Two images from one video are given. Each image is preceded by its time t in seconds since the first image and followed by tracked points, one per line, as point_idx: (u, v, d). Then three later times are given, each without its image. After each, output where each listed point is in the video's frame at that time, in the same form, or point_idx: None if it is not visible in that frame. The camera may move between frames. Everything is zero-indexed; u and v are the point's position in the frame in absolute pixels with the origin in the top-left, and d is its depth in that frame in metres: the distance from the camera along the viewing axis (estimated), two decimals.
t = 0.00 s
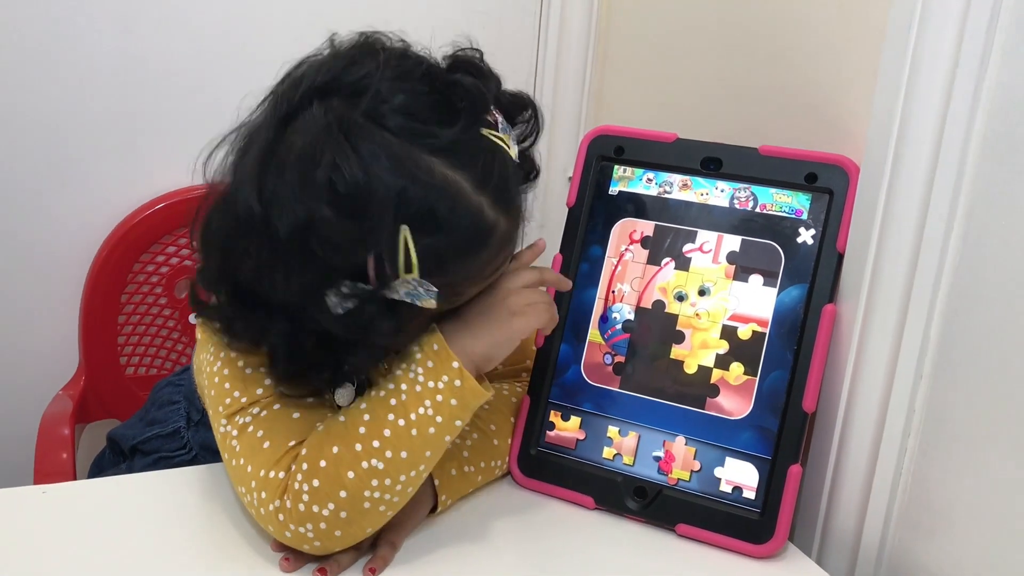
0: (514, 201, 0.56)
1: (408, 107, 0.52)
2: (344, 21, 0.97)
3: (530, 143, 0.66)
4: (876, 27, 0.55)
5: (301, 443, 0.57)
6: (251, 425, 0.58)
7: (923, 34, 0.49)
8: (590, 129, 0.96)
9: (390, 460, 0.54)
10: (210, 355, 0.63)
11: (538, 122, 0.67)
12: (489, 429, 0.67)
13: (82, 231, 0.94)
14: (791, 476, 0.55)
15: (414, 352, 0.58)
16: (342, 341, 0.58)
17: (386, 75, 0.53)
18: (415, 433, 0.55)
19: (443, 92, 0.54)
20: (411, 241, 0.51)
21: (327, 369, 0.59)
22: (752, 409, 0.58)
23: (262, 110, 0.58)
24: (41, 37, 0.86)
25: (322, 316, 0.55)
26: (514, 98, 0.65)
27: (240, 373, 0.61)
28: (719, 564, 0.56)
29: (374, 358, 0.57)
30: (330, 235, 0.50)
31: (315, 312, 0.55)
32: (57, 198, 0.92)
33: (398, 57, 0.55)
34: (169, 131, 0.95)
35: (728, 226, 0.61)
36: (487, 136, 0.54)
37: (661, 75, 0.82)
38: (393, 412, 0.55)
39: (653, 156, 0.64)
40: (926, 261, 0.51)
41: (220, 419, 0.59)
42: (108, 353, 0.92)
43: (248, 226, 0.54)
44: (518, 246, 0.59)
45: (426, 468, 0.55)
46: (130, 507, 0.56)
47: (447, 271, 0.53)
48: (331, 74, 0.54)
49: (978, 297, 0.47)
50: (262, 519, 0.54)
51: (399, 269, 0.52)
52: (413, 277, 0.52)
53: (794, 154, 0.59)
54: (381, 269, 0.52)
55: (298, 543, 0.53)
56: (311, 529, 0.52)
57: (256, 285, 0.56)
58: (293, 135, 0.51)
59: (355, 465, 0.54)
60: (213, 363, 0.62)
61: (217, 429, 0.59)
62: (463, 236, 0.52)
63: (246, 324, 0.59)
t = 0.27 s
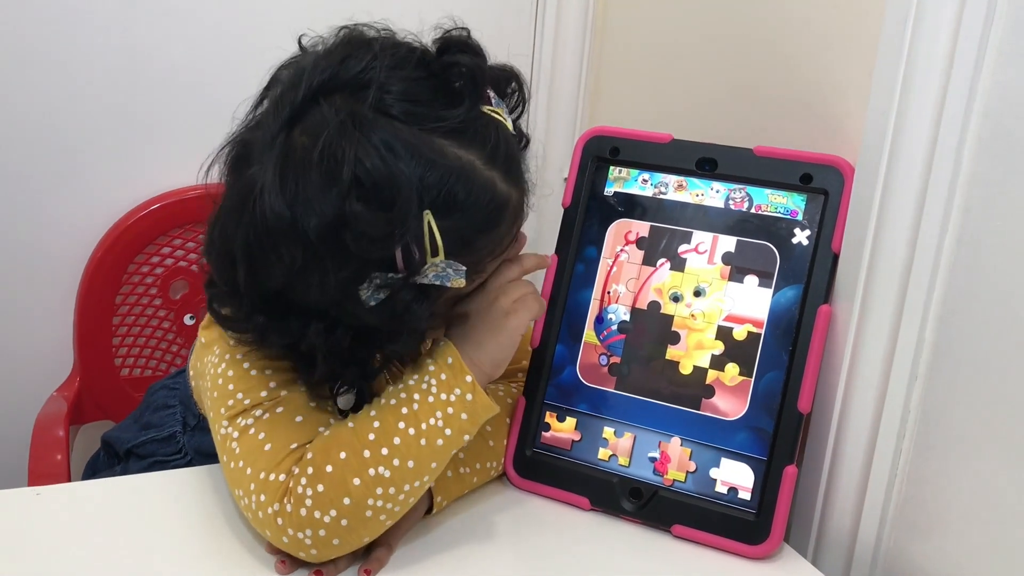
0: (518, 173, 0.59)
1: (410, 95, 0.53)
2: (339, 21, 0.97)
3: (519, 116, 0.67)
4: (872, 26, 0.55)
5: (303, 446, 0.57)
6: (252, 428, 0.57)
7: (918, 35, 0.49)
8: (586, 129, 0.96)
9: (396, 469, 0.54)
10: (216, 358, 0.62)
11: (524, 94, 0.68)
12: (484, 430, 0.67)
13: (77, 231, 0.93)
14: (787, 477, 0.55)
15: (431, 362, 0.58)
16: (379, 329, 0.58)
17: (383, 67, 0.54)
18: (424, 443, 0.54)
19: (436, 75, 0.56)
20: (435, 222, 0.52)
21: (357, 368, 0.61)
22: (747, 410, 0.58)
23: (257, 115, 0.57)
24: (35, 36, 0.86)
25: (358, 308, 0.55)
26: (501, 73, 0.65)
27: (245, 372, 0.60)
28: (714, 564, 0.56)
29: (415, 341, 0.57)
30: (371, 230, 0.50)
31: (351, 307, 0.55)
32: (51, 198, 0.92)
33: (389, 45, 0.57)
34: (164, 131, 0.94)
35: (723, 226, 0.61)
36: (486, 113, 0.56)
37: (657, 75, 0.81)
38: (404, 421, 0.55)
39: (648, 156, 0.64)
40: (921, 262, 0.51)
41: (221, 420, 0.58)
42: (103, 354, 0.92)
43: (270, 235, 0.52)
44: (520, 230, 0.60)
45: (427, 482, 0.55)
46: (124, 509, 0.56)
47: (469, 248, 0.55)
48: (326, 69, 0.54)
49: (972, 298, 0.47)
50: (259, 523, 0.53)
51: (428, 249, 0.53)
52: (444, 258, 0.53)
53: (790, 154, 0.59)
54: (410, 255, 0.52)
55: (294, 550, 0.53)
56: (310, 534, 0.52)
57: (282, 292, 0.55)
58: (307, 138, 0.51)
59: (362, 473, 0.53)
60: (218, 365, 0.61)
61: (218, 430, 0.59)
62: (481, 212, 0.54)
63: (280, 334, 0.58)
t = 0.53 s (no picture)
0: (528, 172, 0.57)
1: (424, 78, 0.53)
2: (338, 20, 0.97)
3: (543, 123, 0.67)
4: (873, 25, 0.55)
5: (289, 453, 0.54)
6: (240, 425, 0.55)
7: (918, 33, 0.49)
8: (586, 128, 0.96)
9: (388, 526, 0.51)
10: (215, 349, 0.60)
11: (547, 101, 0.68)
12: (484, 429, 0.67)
13: (76, 231, 0.93)
14: (787, 476, 0.55)
15: (466, 432, 0.56)
16: (362, 310, 0.57)
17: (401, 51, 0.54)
18: (426, 515, 0.52)
19: (455, 64, 0.55)
20: (429, 204, 0.52)
21: (344, 346, 0.58)
22: (748, 409, 0.58)
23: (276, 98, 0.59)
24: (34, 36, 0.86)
25: (343, 283, 0.55)
26: (526, 78, 0.65)
27: (241, 369, 0.57)
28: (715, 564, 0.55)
29: (397, 325, 0.57)
30: (355, 199, 0.50)
31: (336, 278, 0.55)
32: (51, 196, 0.91)
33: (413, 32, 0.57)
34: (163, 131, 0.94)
35: (724, 225, 0.61)
36: (500, 108, 0.55)
37: (658, 74, 0.81)
38: (417, 484, 0.52)
39: (649, 155, 0.64)
40: (923, 261, 0.51)
41: (211, 412, 0.56)
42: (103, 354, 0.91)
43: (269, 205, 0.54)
44: (527, 227, 0.59)
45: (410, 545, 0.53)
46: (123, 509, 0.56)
47: (465, 236, 0.53)
48: (343, 52, 0.55)
49: (973, 297, 0.47)
50: (230, 518, 0.52)
51: (420, 231, 0.52)
52: (436, 242, 0.52)
53: (790, 152, 0.59)
54: (400, 231, 0.52)
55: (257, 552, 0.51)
56: (281, 540, 0.50)
57: (280, 260, 0.57)
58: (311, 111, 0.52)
59: (357, 511, 0.51)
60: (216, 357, 0.59)
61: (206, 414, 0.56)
62: (480, 198, 0.53)
63: (271, 302, 0.58)
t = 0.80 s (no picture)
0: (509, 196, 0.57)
1: (414, 89, 0.53)
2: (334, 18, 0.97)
3: (546, 149, 0.70)
4: (869, 25, 0.55)
5: (323, 439, 0.56)
6: (263, 410, 0.56)
7: (914, 33, 0.49)
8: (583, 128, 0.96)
9: (420, 530, 0.52)
10: (215, 345, 0.61)
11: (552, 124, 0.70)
12: (481, 429, 0.67)
13: (72, 231, 0.93)
14: (783, 476, 0.55)
15: (512, 462, 0.57)
16: (311, 310, 0.58)
17: (399, 59, 0.55)
18: (456, 527, 0.53)
19: (450, 77, 0.55)
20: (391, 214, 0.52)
21: (299, 346, 0.58)
22: (744, 408, 0.58)
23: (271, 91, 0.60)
24: (30, 34, 0.86)
25: (295, 280, 0.56)
26: (527, 103, 0.67)
27: (250, 363, 0.58)
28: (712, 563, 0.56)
29: (344, 329, 0.58)
30: (314, 197, 0.51)
31: (288, 272, 0.56)
32: (47, 195, 0.91)
33: (415, 40, 0.57)
34: (160, 130, 0.94)
35: (720, 225, 0.61)
36: (486, 128, 0.56)
37: (654, 73, 0.81)
38: (456, 495, 0.54)
39: (645, 155, 0.64)
40: (918, 261, 0.51)
41: (225, 400, 0.57)
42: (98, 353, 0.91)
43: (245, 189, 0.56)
44: (504, 248, 0.60)
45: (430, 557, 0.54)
46: (120, 508, 0.56)
47: (424, 251, 0.54)
48: (338, 53, 0.56)
49: (969, 298, 0.48)
50: (260, 494, 0.53)
51: (378, 241, 0.53)
52: (391, 252, 0.53)
53: (787, 153, 0.59)
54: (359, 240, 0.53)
55: (287, 527, 0.52)
56: (317, 519, 0.52)
57: (244, 249, 0.58)
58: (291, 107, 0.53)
59: (396, 507, 0.52)
60: (219, 351, 0.60)
61: (224, 396, 0.57)
62: (443, 218, 0.53)
63: (233, 286, 0.60)
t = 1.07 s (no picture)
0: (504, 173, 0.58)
1: (406, 68, 0.54)
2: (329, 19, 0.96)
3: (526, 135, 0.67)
4: (862, 28, 0.56)
5: (327, 438, 0.56)
6: (263, 412, 0.56)
7: (907, 36, 0.50)
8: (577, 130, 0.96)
9: (427, 529, 0.52)
10: (206, 352, 0.60)
11: (534, 111, 0.68)
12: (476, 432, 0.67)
13: (65, 232, 0.93)
14: (777, 478, 0.55)
15: (523, 461, 0.56)
16: (318, 291, 0.57)
17: (388, 41, 0.55)
18: (465, 527, 0.53)
19: (439, 58, 0.56)
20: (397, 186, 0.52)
21: (305, 333, 0.57)
22: (737, 411, 0.58)
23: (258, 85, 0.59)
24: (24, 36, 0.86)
25: (302, 261, 0.55)
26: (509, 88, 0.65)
27: (243, 369, 0.57)
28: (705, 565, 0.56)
29: (354, 310, 0.56)
30: (324, 175, 0.51)
31: (293, 254, 0.55)
32: (40, 197, 0.91)
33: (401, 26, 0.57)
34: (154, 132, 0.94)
35: (713, 227, 0.61)
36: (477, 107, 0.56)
37: (648, 76, 0.82)
38: (463, 494, 0.54)
39: (639, 157, 0.64)
40: (911, 263, 0.51)
41: (222, 406, 0.56)
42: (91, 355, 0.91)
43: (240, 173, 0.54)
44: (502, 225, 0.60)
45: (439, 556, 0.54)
46: (113, 511, 0.56)
47: (431, 226, 0.54)
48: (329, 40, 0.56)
49: (961, 301, 0.48)
50: (265, 495, 0.53)
51: (384, 216, 0.52)
52: (398, 228, 0.53)
53: (780, 155, 0.59)
54: (365, 216, 0.53)
55: (292, 527, 0.52)
56: (323, 517, 0.52)
57: (244, 236, 0.57)
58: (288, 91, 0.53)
59: (402, 506, 0.52)
60: (212, 359, 0.59)
61: (221, 401, 0.56)
62: (447, 192, 0.53)
63: (237, 278, 0.58)
